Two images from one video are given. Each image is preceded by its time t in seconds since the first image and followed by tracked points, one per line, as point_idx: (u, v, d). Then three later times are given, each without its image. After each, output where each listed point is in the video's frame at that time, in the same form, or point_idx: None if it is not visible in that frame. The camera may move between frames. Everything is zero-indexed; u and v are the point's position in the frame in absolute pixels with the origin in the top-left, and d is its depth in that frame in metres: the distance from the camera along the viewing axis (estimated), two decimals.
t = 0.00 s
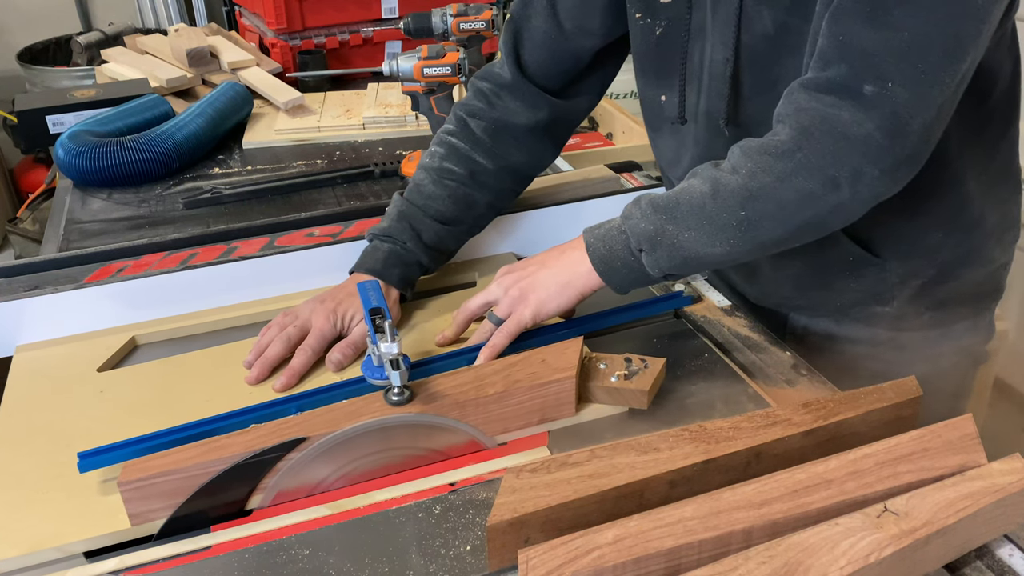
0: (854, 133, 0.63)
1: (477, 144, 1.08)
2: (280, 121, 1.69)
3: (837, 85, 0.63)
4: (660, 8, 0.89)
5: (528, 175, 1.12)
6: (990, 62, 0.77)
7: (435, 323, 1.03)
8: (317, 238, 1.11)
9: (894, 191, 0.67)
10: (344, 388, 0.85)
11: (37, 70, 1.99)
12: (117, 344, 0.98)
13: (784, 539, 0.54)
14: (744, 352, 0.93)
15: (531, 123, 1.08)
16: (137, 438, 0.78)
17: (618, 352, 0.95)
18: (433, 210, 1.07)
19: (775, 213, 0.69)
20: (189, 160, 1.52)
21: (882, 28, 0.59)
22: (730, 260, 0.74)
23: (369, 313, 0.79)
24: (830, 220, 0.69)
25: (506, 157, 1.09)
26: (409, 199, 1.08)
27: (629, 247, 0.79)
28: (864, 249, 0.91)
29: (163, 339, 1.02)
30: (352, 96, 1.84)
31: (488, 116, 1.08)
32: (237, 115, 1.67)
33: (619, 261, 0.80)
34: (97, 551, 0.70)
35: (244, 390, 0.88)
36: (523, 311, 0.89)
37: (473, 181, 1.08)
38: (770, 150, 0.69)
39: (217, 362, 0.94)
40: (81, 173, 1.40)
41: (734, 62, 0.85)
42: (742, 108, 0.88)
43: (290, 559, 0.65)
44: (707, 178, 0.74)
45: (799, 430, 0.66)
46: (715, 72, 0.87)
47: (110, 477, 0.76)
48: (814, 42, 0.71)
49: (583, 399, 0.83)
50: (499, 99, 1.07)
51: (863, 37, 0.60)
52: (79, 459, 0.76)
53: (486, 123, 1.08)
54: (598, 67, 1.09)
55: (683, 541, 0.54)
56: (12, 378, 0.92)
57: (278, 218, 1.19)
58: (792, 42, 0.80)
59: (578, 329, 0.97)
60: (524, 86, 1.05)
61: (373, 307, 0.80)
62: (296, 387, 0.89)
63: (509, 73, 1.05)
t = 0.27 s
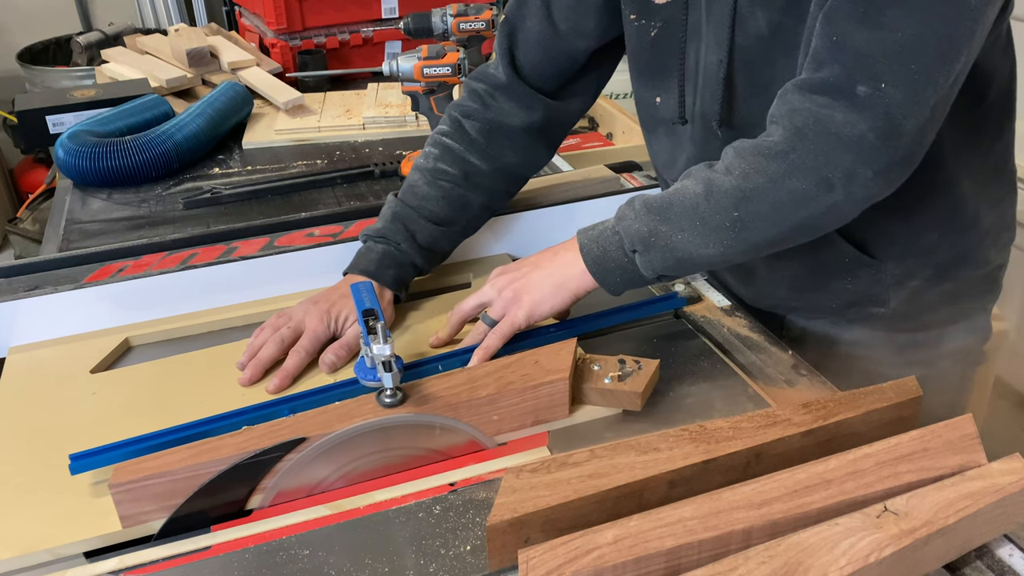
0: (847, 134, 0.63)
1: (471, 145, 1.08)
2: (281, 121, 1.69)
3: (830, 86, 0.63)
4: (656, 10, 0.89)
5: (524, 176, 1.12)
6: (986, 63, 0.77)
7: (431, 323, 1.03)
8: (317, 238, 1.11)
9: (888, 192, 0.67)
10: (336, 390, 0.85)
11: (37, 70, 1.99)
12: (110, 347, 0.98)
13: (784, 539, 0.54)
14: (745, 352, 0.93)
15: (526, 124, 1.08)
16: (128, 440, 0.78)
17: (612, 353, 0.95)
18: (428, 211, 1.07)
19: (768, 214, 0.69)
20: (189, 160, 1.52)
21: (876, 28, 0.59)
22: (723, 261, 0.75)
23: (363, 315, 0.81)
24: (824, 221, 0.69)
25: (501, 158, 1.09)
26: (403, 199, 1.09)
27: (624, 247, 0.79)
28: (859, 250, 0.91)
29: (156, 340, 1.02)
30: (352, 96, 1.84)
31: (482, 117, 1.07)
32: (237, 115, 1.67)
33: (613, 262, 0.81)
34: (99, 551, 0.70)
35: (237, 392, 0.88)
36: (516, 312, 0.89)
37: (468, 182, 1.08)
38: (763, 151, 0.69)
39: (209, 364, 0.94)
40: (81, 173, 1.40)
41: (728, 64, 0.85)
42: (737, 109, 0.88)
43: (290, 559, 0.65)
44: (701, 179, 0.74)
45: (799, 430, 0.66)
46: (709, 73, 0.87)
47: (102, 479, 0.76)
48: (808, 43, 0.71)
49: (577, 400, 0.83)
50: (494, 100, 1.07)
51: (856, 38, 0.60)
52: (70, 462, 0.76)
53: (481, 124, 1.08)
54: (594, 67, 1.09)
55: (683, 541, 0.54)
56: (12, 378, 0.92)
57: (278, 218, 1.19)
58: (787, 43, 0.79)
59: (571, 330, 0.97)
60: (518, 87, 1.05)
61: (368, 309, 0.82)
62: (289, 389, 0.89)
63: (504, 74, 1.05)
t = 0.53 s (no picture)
0: (840, 134, 0.63)
1: (465, 146, 1.08)
2: (281, 121, 1.69)
3: (823, 87, 0.63)
4: (649, 12, 0.89)
5: (517, 177, 1.12)
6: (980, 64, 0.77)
7: (425, 325, 1.03)
8: (317, 238, 1.11)
9: (880, 192, 0.67)
10: (328, 392, 0.84)
11: (37, 70, 1.99)
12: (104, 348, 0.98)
13: (784, 539, 0.54)
14: (744, 352, 0.93)
15: (520, 125, 1.08)
16: (116, 443, 0.77)
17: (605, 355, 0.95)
18: (422, 212, 1.07)
19: (761, 215, 0.69)
20: (189, 160, 1.52)
21: (869, 29, 0.59)
22: (716, 261, 0.74)
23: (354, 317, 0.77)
24: (816, 222, 0.69)
25: (495, 160, 1.09)
26: (397, 201, 1.09)
27: (616, 249, 0.79)
28: (854, 251, 0.91)
29: (148, 341, 1.02)
30: (352, 96, 1.84)
31: (476, 118, 1.08)
32: (237, 115, 1.67)
33: (606, 263, 0.80)
34: (98, 551, 0.70)
35: (230, 393, 0.88)
36: (509, 314, 0.89)
37: (462, 184, 1.08)
38: (756, 151, 0.69)
39: (204, 365, 0.93)
40: (81, 173, 1.40)
41: (722, 65, 0.85)
42: (730, 110, 0.88)
43: (290, 559, 0.65)
44: (694, 180, 0.74)
45: (799, 430, 0.66)
46: (702, 75, 0.87)
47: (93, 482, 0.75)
48: (801, 44, 0.71)
49: (569, 402, 0.83)
50: (488, 101, 1.07)
51: (849, 38, 0.60)
52: (60, 465, 0.75)
53: (475, 125, 1.08)
54: (588, 69, 1.09)
55: (684, 541, 0.54)
56: (11, 378, 0.92)
57: (277, 218, 1.19)
58: (780, 44, 0.79)
59: (564, 331, 0.97)
60: (513, 88, 1.05)
61: (360, 310, 0.78)
62: (281, 391, 0.89)
63: (498, 75, 1.05)
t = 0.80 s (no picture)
0: (833, 134, 0.63)
1: (460, 147, 1.08)
2: (281, 121, 1.69)
3: (815, 87, 0.63)
4: (643, 13, 0.89)
5: (512, 178, 1.12)
6: (975, 66, 0.77)
7: (419, 326, 1.03)
8: (317, 238, 1.11)
9: (874, 193, 0.67)
10: (319, 394, 0.84)
11: (37, 70, 1.99)
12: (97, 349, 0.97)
13: (784, 539, 0.54)
14: (744, 352, 0.93)
15: (514, 126, 1.08)
16: (107, 445, 0.77)
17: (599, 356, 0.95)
18: (416, 213, 1.07)
19: (754, 215, 0.69)
20: (189, 160, 1.52)
21: (860, 30, 0.59)
22: (710, 262, 0.74)
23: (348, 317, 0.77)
24: (809, 222, 0.69)
25: (489, 160, 1.09)
26: (391, 201, 1.09)
27: (610, 250, 0.79)
28: (849, 252, 0.90)
29: (140, 342, 1.01)
30: (352, 96, 1.84)
31: (471, 119, 1.08)
32: (237, 115, 1.67)
33: (599, 264, 0.80)
34: (97, 551, 0.70)
35: (223, 395, 0.88)
36: (502, 315, 0.89)
37: (457, 184, 1.08)
38: (749, 152, 0.69)
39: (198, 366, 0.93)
40: (81, 173, 1.40)
41: (716, 66, 0.84)
42: (724, 111, 0.88)
43: (290, 559, 0.65)
44: (687, 180, 0.74)
45: (799, 430, 0.66)
46: (697, 76, 0.87)
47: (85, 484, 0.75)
48: (794, 45, 0.71)
49: (563, 404, 0.83)
50: (482, 102, 1.07)
51: (841, 39, 0.60)
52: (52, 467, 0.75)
53: (469, 126, 1.08)
54: (583, 70, 1.09)
55: (684, 541, 0.54)
56: (7, 378, 0.92)
57: (277, 218, 1.19)
58: (774, 45, 0.79)
59: (558, 332, 0.97)
60: (507, 89, 1.06)
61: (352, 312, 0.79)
62: (274, 392, 0.89)
63: (493, 76, 1.06)
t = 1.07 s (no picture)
0: (827, 136, 0.63)
1: (454, 148, 1.08)
2: (281, 121, 1.69)
3: (809, 88, 0.63)
4: (639, 14, 0.89)
5: (507, 180, 1.12)
6: (971, 67, 0.77)
7: (413, 327, 1.02)
8: (317, 238, 1.11)
9: (867, 194, 0.67)
10: (312, 396, 0.84)
11: (37, 70, 1.99)
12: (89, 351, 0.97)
13: (784, 539, 0.54)
14: (744, 352, 0.93)
15: (510, 127, 1.08)
16: (100, 447, 0.77)
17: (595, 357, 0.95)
18: (411, 213, 1.07)
19: (748, 216, 0.69)
20: (189, 160, 1.52)
21: (855, 31, 0.59)
22: (704, 263, 0.74)
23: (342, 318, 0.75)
24: (803, 223, 0.69)
25: (485, 162, 1.09)
26: (385, 202, 1.08)
27: (604, 250, 0.79)
28: (845, 253, 0.90)
29: (134, 344, 1.01)
30: (352, 96, 1.84)
31: (466, 120, 1.08)
32: (237, 115, 1.67)
33: (593, 265, 0.80)
34: (97, 551, 0.70)
35: (215, 396, 0.88)
36: (496, 316, 0.89)
37: (452, 185, 1.08)
38: (743, 153, 0.69)
39: (192, 367, 0.93)
40: (81, 173, 1.40)
41: (712, 67, 0.84)
42: (720, 113, 0.88)
43: (290, 559, 0.65)
44: (681, 181, 0.74)
45: (799, 430, 0.66)
46: (693, 77, 0.87)
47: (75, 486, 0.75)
48: (788, 45, 0.71)
49: (556, 406, 0.83)
50: (478, 103, 1.07)
51: (835, 40, 0.60)
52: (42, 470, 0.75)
53: (465, 126, 1.08)
54: (579, 71, 1.09)
55: (684, 541, 0.54)
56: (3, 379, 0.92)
57: (277, 218, 1.19)
58: (769, 46, 0.79)
59: (551, 334, 0.97)
60: (503, 90, 1.06)
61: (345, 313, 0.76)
62: (267, 394, 0.89)
63: (488, 77, 1.06)
